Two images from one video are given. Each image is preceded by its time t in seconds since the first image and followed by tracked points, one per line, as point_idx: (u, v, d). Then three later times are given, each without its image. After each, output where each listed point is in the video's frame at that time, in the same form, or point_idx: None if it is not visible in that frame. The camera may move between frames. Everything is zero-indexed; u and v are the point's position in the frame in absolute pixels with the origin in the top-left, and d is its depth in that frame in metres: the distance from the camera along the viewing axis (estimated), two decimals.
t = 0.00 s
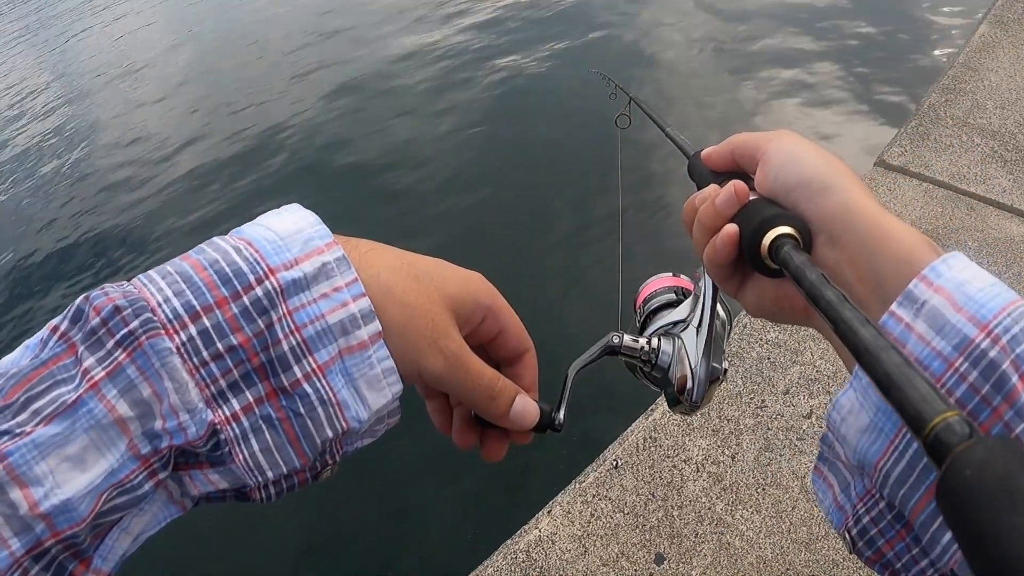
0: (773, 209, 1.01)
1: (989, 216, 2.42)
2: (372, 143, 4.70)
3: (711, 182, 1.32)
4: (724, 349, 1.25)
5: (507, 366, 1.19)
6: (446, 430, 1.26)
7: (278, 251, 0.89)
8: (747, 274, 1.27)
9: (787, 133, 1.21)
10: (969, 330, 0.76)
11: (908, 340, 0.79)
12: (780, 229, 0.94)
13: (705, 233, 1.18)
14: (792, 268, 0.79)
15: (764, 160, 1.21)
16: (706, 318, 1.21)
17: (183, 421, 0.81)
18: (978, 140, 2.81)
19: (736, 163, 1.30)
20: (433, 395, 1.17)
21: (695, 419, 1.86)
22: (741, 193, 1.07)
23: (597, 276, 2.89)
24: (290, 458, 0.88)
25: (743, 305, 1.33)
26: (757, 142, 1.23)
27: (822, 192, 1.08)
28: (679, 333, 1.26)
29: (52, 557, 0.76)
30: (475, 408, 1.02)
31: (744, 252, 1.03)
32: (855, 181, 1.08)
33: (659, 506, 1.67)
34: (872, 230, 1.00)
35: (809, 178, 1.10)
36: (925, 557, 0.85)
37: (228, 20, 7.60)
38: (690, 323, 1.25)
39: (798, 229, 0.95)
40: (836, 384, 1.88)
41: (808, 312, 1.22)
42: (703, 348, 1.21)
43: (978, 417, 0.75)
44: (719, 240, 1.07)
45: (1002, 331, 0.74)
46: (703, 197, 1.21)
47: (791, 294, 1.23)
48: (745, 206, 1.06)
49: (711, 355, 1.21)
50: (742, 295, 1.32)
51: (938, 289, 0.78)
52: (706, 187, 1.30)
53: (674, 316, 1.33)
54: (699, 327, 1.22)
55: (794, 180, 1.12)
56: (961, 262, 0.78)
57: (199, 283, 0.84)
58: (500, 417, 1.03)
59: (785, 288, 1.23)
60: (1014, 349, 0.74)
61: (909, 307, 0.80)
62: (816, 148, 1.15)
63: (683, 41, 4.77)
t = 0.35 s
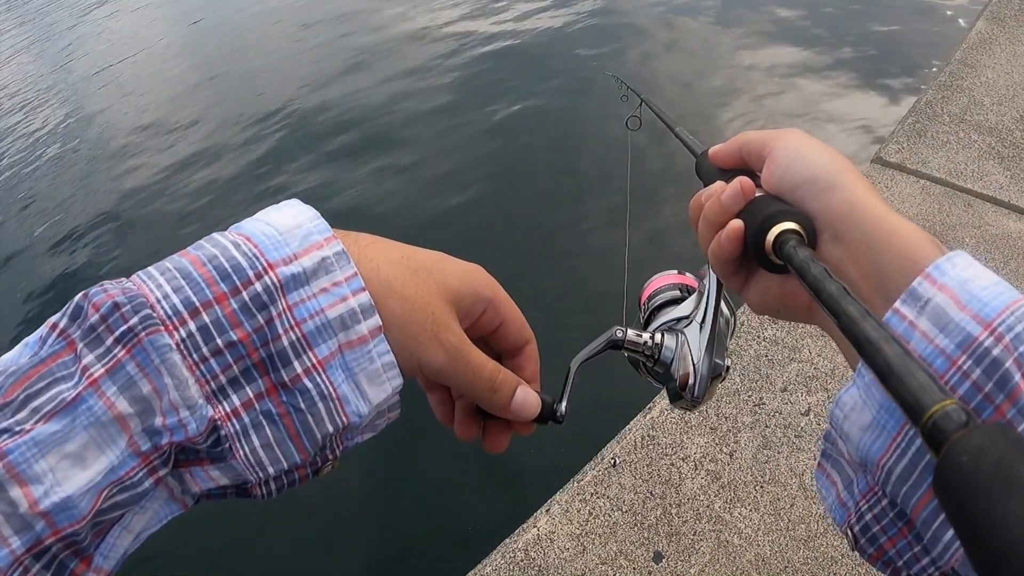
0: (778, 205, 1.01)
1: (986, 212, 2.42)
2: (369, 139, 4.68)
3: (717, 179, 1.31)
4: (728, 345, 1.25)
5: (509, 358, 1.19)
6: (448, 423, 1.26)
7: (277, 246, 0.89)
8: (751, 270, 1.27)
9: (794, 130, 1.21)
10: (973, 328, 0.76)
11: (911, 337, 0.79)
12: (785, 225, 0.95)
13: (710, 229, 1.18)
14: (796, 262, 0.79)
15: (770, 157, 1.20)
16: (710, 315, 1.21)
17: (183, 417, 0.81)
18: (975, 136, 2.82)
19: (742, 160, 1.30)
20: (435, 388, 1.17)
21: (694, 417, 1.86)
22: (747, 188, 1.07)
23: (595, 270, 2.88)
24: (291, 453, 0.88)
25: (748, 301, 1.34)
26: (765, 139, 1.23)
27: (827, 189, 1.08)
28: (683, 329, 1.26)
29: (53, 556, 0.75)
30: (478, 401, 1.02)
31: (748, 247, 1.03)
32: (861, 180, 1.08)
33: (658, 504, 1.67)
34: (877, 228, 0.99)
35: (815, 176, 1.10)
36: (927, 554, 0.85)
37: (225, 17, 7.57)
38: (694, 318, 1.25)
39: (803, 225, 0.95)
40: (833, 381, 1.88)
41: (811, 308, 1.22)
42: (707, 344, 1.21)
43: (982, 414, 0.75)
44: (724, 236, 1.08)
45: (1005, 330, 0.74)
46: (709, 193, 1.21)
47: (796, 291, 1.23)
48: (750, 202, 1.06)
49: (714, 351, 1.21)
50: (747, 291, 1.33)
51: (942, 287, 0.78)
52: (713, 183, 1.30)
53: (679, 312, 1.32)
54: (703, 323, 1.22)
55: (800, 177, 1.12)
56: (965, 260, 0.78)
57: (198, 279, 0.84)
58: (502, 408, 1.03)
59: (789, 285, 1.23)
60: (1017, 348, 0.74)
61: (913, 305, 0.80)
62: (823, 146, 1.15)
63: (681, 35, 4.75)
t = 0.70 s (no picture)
0: (779, 194, 1.01)
1: (981, 203, 2.43)
2: (366, 130, 4.65)
3: (719, 168, 1.31)
4: (728, 334, 1.25)
5: (509, 346, 1.20)
6: (449, 410, 1.26)
7: (278, 234, 0.89)
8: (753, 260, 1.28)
9: (797, 121, 1.21)
10: (972, 319, 0.76)
11: (911, 327, 0.80)
12: (786, 214, 0.95)
13: (712, 218, 1.18)
14: (796, 250, 0.79)
15: (772, 147, 1.21)
16: (710, 303, 1.21)
17: (185, 404, 0.82)
18: (971, 128, 2.82)
19: (745, 150, 1.30)
20: (435, 375, 1.18)
21: (689, 406, 1.87)
22: (749, 178, 1.07)
23: (593, 260, 2.87)
24: (291, 440, 0.88)
25: (748, 290, 1.34)
26: (767, 130, 1.23)
27: (829, 180, 1.08)
28: (684, 318, 1.26)
29: (55, 542, 0.76)
30: (477, 388, 1.03)
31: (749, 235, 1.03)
32: (862, 171, 1.09)
33: (653, 493, 1.68)
34: (878, 219, 1.00)
35: (817, 166, 1.10)
36: (925, 544, 0.86)
37: (222, 10, 7.53)
38: (694, 307, 1.25)
39: (804, 214, 0.96)
40: (828, 370, 1.89)
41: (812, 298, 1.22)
42: (707, 334, 1.21)
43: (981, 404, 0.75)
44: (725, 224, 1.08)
45: (1004, 320, 0.75)
46: (711, 182, 1.21)
47: (797, 280, 1.24)
48: (752, 191, 1.07)
49: (714, 340, 1.22)
50: (747, 281, 1.33)
51: (942, 278, 0.79)
52: (714, 173, 1.30)
53: (679, 301, 1.33)
54: (703, 312, 1.22)
55: (801, 168, 1.13)
56: (965, 251, 0.79)
57: (199, 266, 0.85)
58: (502, 396, 1.04)
59: (790, 274, 1.24)
60: (1016, 338, 0.74)
61: (913, 294, 0.80)
62: (826, 137, 1.15)
63: (678, 25, 4.73)
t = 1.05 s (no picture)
0: (782, 194, 1.01)
1: (981, 200, 2.43)
2: (366, 128, 4.65)
3: (722, 167, 1.31)
4: (729, 334, 1.26)
5: (511, 343, 1.20)
6: (450, 407, 1.26)
7: (281, 231, 0.89)
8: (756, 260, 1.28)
9: (801, 121, 1.21)
10: (974, 319, 0.76)
11: (913, 327, 0.80)
12: (788, 214, 0.95)
13: (715, 217, 1.18)
14: (798, 250, 0.79)
15: (776, 147, 1.21)
16: (713, 303, 1.22)
17: (187, 400, 0.82)
18: (970, 124, 2.82)
19: (748, 150, 1.30)
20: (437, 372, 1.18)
21: (688, 403, 1.87)
22: (752, 178, 1.07)
23: (593, 258, 2.87)
24: (293, 437, 0.88)
25: (750, 289, 1.34)
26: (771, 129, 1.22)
27: (832, 179, 1.08)
28: (686, 317, 1.26)
29: (57, 539, 0.76)
30: (480, 385, 1.03)
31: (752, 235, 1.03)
32: (866, 171, 1.08)
33: (652, 489, 1.69)
34: (880, 218, 1.00)
35: (820, 166, 1.10)
36: (927, 545, 0.86)
37: (222, 11, 7.54)
38: (697, 307, 1.25)
39: (807, 214, 0.96)
40: (828, 367, 1.90)
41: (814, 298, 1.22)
42: (709, 333, 1.21)
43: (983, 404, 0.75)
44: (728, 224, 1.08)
45: (1007, 321, 0.75)
46: (714, 181, 1.21)
47: (799, 280, 1.24)
48: (755, 191, 1.07)
49: (716, 340, 1.22)
50: (749, 280, 1.33)
51: (945, 278, 0.79)
52: (718, 173, 1.30)
53: (681, 301, 1.33)
54: (705, 312, 1.23)
55: (804, 167, 1.12)
56: (969, 252, 0.79)
57: (201, 262, 0.84)
58: (503, 393, 1.04)
59: (793, 274, 1.24)
60: (1018, 339, 0.74)
61: (916, 295, 0.80)
62: (830, 137, 1.15)
63: (678, 23, 4.73)
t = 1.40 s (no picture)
0: (782, 195, 1.01)
1: (979, 200, 2.43)
2: (365, 127, 4.65)
3: (722, 168, 1.31)
4: (728, 335, 1.26)
5: (511, 343, 1.20)
6: (450, 407, 1.26)
7: (281, 230, 0.89)
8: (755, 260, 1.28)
9: (800, 122, 1.21)
10: (974, 320, 0.76)
11: (914, 328, 0.80)
12: (789, 214, 0.95)
13: (715, 218, 1.18)
14: (798, 251, 0.79)
15: (775, 148, 1.21)
16: (712, 305, 1.22)
17: (187, 400, 0.82)
18: (968, 124, 2.82)
19: (748, 150, 1.30)
20: (437, 372, 1.18)
21: (688, 403, 1.87)
22: (752, 178, 1.07)
23: (592, 258, 2.87)
24: (293, 437, 0.88)
25: (750, 290, 1.35)
26: (770, 130, 1.23)
27: (832, 180, 1.08)
28: (686, 318, 1.26)
29: (57, 539, 0.76)
30: (479, 385, 1.03)
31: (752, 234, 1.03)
32: (866, 171, 1.09)
33: (652, 489, 1.69)
34: (880, 219, 1.00)
35: (820, 166, 1.10)
36: (926, 546, 0.87)
37: (222, 11, 7.54)
38: (696, 308, 1.26)
39: (807, 215, 0.96)
40: (827, 367, 1.90)
41: (814, 299, 1.23)
42: (708, 334, 1.22)
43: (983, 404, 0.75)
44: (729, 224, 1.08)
45: (1007, 322, 0.75)
46: (714, 182, 1.21)
47: (799, 280, 1.24)
48: (755, 191, 1.07)
49: (715, 341, 1.22)
50: (749, 280, 1.33)
51: (945, 279, 0.79)
52: (718, 173, 1.30)
53: (681, 303, 1.33)
54: (705, 313, 1.23)
55: (804, 167, 1.12)
56: (968, 253, 0.79)
57: (201, 262, 0.84)
58: (503, 394, 1.04)
59: (793, 274, 1.24)
60: (1018, 340, 0.74)
61: (916, 295, 0.80)
62: (830, 137, 1.15)
63: (677, 23, 4.73)
